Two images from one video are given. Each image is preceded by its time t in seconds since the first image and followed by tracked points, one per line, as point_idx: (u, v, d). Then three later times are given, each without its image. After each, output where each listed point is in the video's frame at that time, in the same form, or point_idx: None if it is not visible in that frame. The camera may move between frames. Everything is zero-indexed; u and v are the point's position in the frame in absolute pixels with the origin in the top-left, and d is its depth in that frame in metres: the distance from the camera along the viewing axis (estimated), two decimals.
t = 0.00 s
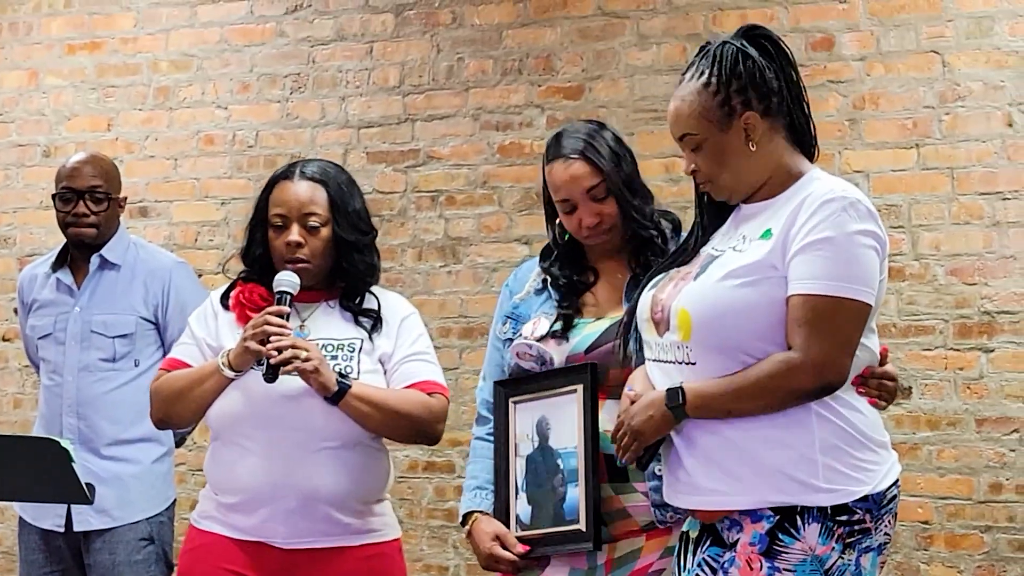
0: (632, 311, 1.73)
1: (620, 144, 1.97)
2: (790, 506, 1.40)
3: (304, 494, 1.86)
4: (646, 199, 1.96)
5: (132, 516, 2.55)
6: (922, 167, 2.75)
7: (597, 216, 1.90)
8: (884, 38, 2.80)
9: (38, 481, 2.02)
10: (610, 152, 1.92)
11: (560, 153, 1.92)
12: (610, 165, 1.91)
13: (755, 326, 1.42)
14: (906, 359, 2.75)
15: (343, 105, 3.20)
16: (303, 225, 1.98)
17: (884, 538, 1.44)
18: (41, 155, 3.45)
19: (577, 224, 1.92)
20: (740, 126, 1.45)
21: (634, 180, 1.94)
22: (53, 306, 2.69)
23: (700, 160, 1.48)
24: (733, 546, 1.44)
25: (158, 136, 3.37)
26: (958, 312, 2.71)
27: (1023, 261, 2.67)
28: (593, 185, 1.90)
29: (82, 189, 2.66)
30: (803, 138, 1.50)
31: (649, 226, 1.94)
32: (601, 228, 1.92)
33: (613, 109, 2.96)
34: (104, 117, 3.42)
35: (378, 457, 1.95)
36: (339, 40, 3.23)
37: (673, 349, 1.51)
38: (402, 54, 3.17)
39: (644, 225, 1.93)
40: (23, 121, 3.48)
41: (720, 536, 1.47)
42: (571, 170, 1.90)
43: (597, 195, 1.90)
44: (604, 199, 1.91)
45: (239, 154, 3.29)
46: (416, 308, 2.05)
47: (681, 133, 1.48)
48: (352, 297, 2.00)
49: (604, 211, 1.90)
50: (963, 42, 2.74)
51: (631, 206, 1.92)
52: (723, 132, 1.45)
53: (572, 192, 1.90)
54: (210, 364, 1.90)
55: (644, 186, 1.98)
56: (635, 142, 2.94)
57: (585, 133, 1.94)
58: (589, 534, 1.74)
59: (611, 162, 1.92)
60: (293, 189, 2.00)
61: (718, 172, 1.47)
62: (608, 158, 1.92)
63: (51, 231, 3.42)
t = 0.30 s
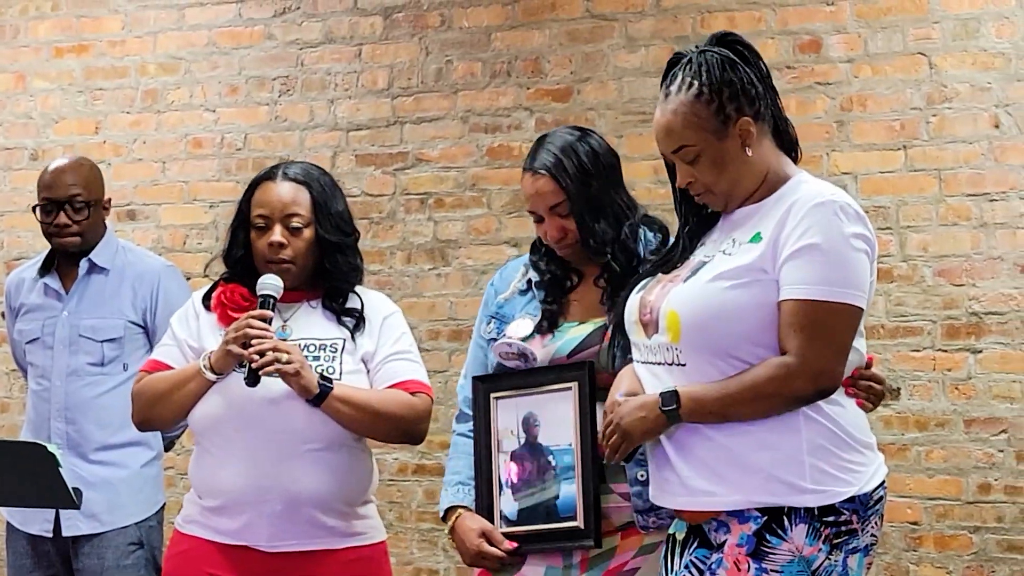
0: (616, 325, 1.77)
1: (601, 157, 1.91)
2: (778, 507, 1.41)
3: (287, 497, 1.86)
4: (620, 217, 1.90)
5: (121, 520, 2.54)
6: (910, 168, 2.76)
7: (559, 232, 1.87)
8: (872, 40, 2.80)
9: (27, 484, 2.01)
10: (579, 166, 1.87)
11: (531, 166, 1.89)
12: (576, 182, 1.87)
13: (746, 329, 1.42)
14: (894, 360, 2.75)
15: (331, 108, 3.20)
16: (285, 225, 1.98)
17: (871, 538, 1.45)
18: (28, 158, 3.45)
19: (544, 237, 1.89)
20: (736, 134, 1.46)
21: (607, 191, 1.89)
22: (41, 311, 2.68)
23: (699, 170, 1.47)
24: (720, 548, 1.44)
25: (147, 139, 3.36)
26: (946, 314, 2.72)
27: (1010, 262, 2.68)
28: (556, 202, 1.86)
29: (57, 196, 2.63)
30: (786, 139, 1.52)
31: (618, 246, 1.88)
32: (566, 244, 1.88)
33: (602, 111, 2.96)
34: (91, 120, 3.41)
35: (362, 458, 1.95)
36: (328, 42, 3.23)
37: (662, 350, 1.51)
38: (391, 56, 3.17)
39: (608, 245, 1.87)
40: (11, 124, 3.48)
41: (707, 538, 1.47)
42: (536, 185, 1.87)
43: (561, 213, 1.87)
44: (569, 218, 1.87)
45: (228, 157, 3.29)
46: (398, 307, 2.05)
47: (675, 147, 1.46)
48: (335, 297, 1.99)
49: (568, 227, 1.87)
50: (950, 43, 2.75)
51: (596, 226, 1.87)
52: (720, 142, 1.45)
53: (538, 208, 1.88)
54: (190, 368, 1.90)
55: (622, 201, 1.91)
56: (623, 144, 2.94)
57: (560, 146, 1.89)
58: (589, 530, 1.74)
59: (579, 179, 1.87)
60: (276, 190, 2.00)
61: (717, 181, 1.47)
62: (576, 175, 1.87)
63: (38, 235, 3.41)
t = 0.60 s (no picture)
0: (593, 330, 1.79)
1: (574, 161, 1.90)
2: (772, 507, 1.40)
3: (280, 499, 1.85)
4: (593, 220, 1.88)
5: (116, 527, 2.53)
6: (902, 170, 2.77)
7: (532, 236, 1.86)
8: (864, 43, 2.81)
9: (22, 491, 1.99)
10: (550, 170, 1.87)
11: (502, 172, 1.88)
12: (546, 187, 1.86)
13: (737, 330, 1.42)
14: (887, 362, 2.76)
15: (323, 111, 3.20)
16: (276, 227, 1.97)
17: (861, 538, 1.46)
18: (19, 161, 3.43)
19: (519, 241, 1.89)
20: (720, 140, 1.46)
21: (578, 196, 1.88)
22: (31, 318, 2.67)
23: (683, 176, 1.47)
24: (714, 550, 1.45)
25: (138, 142, 3.35)
26: (938, 315, 2.73)
27: (1001, 264, 2.69)
28: (527, 208, 1.85)
29: (28, 228, 2.56)
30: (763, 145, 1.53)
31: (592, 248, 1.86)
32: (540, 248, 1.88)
33: (594, 113, 2.96)
34: (82, 123, 3.40)
35: (354, 459, 1.94)
36: (320, 45, 3.22)
37: (653, 355, 1.51)
38: (383, 59, 3.16)
39: (582, 248, 1.86)
40: (2, 128, 3.46)
41: (699, 541, 1.48)
42: (507, 191, 1.86)
43: (532, 218, 1.86)
44: (540, 222, 1.86)
45: (219, 161, 3.28)
46: (388, 307, 2.04)
47: (660, 154, 1.46)
48: (325, 299, 1.99)
49: (540, 232, 1.86)
50: (941, 46, 2.76)
51: (568, 229, 1.86)
52: (704, 148, 1.45)
53: (510, 214, 1.87)
54: (180, 372, 1.89)
55: (595, 204, 1.90)
56: (616, 147, 2.94)
57: (529, 151, 1.88)
58: (562, 528, 1.74)
59: (550, 184, 1.86)
60: (266, 192, 1.99)
61: (701, 186, 1.47)
62: (547, 180, 1.86)
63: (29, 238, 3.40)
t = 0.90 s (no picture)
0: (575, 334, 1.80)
1: (556, 162, 1.90)
2: (758, 506, 1.40)
3: (271, 501, 1.85)
4: (575, 221, 1.88)
5: (119, 530, 2.47)
6: (895, 170, 2.77)
7: (514, 237, 1.87)
8: (857, 42, 2.81)
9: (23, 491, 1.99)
10: (531, 172, 1.87)
11: (484, 173, 1.88)
12: (529, 189, 1.86)
13: (717, 329, 1.42)
14: (880, 361, 2.75)
15: (316, 111, 3.20)
16: (272, 225, 1.98)
17: (847, 535, 1.45)
18: (12, 162, 3.43)
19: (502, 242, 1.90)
20: (699, 139, 1.47)
21: (559, 197, 1.88)
22: (13, 334, 2.57)
23: (661, 176, 1.48)
24: (700, 550, 1.44)
25: (131, 142, 3.35)
26: (931, 315, 2.72)
27: (995, 263, 2.68)
28: (509, 210, 1.86)
29: (3, 247, 2.45)
30: (743, 146, 1.54)
31: (574, 250, 1.86)
32: (522, 249, 1.88)
33: (586, 113, 2.96)
34: (75, 123, 3.40)
35: (347, 459, 1.93)
36: (312, 45, 3.22)
37: (637, 355, 1.51)
38: (376, 59, 3.16)
39: (564, 250, 1.86)
40: None
41: (685, 540, 1.48)
42: (490, 193, 1.86)
43: (515, 220, 1.86)
44: (523, 224, 1.86)
45: (212, 161, 3.28)
46: (380, 309, 2.03)
47: (639, 154, 1.47)
48: (319, 299, 1.99)
49: (522, 233, 1.86)
50: (934, 45, 2.76)
51: (549, 231, 1.86)
52: (683, 148, 1.46)
53: (492, 215, 1.87)
54: (174, 360, 1.88)
55: (577, 205, 1.90)
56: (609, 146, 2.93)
57: (512, 153, 1.88)
58: (551, 525, 1.75)
59: (533, 186, 1.86)
60: (262, 191, 2.01)
61: (680, 186, 1.48)
62: (529, 182, 1.86)
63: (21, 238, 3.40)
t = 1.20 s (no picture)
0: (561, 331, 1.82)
1: (539, 157, 1.91)
2: (750, 501, 1.40)
3: (257, 505, 1.85)
4: (558, 216, 1.89)
5: (117, 527, 2.46)
6: (891, 166, 2.77)
7: (499, 233, 1.87)
8: (853, 38, 2.81)
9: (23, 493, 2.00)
10: (513, 168, 1.88)
11: (468, 169, 1.89)
12: (512, 185, 1.87)
13: (702, 326, 1.42)
14: (877, 358, 2.76)
15: (312, 108, 3.19)
16: (262, 221, 1.98)
17: (839, 529, 1.46)
18: (8, 159, 3.44)
19: (488, 238, 1.90)
20: (678, 140, 1.47)
21: (542, 192, 1.89)
22: (3, 342, 2.55)
23: (643, 178, 1.48)
24: (692, 545, 1.44)
25: (126, 139, 3.35)
26: (928, 311, 2.72)
27: (991, 259, 2.68)
28: (492, 206, 1.86)
29: None
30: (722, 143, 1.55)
31: (558, 245, 1.87)
32: (506, 245, 1.88)
33: (582, 109, 2.96)
34: (71, 120, 3.40)
35: (333, 463, 1.94)
36: (308, 42, 3.22)
37: (624, 356, 1.50)
38: (371, 56, 3.16)
39: (548, 245, 1.87)
40: None
41: (677, 537, 1.48)
42: (473, 189, 1.87)
43: (498, 216, 1.87)
44: (506, 220, 1.87)
45: (208, 158, 3.28)
46: (368, 313, 2.03)
47: (619, 157, 1.47)
48: (307, 300, 1.99)
49: (506, 229, 1.87)
50: (930, 41, 2.75)
51: (533, 226, 1.87)
52: (662, 148, 1.46)
53: (476, 211, 1.88)
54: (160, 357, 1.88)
55: (560, 199, 1.91)
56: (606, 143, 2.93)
57: (495, 148, 1.89)
58: (536, 521, 1.75)
59: (516, 181, 1.87)
60: (251, 187, 2.00)
61: (662, 187, 1.48)
62: (512, 177, 1.87)
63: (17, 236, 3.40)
